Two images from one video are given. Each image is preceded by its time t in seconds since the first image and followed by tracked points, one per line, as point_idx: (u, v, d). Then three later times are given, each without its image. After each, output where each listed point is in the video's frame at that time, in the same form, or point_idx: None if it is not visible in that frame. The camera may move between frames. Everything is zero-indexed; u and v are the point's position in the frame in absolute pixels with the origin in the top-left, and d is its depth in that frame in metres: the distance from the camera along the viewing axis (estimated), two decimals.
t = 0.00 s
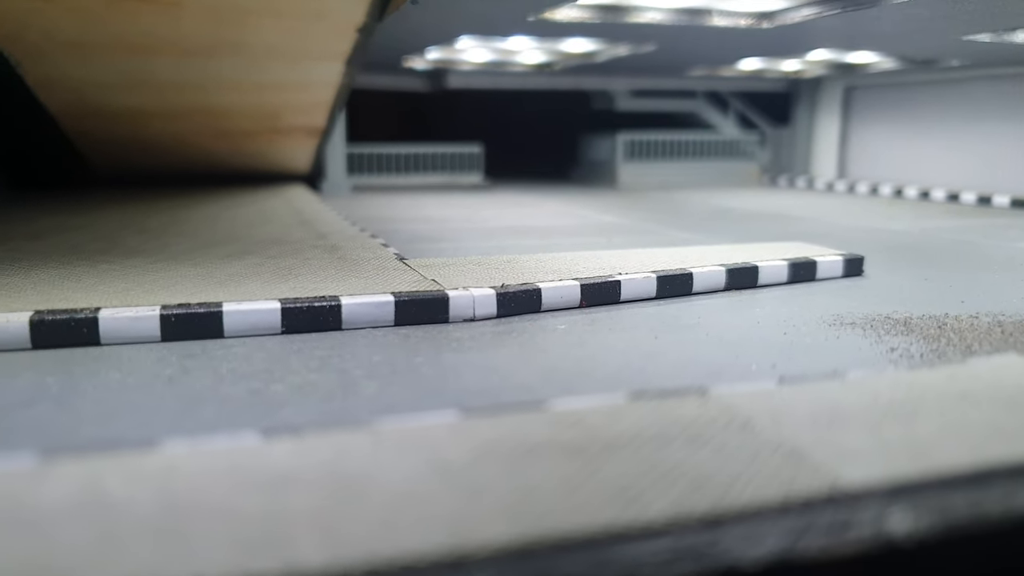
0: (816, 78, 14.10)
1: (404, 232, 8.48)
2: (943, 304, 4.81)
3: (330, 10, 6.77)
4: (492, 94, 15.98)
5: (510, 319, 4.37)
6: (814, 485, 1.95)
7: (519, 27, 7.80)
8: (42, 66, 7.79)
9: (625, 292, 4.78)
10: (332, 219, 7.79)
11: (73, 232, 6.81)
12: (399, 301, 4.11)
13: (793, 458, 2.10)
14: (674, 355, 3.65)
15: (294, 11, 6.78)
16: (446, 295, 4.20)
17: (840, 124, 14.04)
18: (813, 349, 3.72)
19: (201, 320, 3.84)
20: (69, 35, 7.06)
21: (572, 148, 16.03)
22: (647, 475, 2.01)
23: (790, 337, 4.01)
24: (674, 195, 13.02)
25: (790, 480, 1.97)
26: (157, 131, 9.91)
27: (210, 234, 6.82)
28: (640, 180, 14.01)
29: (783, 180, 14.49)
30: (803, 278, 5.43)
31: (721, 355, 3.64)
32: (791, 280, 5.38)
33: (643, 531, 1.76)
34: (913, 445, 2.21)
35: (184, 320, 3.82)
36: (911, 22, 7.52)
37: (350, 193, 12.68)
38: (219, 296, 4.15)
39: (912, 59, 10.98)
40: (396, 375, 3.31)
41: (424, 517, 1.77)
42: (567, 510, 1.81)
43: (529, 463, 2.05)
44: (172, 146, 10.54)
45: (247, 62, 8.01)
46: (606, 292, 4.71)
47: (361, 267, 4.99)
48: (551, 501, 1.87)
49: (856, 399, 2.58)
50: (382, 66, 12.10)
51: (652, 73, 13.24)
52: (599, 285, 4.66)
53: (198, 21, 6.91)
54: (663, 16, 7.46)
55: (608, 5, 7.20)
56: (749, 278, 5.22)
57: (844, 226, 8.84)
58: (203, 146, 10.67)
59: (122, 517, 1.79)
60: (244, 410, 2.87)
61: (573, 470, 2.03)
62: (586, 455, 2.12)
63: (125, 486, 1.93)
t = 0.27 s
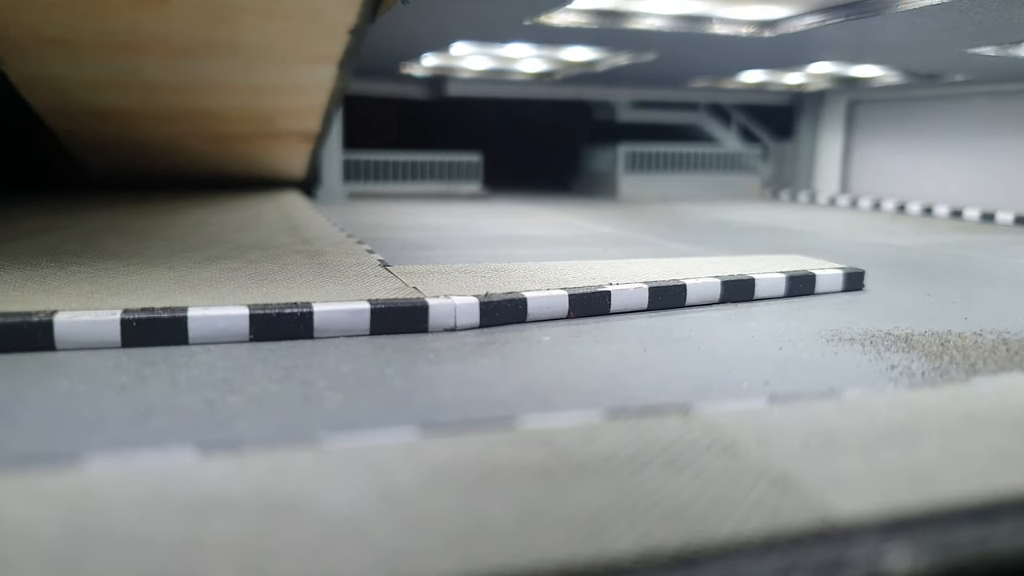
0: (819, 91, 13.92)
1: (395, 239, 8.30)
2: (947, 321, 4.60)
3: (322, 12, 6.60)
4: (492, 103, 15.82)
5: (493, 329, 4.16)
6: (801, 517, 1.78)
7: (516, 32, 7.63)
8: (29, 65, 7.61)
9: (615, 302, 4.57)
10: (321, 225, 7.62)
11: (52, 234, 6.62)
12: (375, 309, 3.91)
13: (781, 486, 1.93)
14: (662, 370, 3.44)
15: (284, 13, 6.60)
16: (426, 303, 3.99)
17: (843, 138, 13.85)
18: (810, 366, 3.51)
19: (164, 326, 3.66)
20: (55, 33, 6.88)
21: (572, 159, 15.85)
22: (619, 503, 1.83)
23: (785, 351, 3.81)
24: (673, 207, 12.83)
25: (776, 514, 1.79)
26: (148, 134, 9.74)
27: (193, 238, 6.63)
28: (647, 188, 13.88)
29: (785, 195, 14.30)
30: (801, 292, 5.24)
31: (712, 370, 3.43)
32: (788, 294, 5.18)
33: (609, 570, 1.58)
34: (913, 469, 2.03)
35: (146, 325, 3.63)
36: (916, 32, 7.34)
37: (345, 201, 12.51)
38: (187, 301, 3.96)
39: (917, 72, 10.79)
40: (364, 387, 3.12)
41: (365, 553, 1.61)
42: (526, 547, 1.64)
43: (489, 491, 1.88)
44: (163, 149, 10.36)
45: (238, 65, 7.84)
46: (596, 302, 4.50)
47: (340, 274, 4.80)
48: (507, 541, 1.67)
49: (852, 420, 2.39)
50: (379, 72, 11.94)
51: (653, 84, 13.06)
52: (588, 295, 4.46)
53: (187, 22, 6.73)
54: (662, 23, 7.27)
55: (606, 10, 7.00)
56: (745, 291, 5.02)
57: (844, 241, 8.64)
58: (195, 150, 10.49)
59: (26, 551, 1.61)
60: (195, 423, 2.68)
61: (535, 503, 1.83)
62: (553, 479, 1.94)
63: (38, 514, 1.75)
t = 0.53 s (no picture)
0: (803, 104, 13.86)
1: (369, 254, 8.17)
2: (922, 338, 4.49)
3: (291, 24, 6.48)
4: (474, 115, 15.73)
5: (455, 350, 4.02)
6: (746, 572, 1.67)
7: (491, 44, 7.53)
8: None
9: (585, 321, 4.44)
10: (293, 241, 7.50)
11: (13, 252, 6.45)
12: (329, 331, 3.78)
13: (729, 531, 1.82)
14: (625, 393, 3.32)
15: (251, 25, 6.48)
16: (384, 325, 3.86)
17: (826, 150, 13.78)
18: (779, 387, 3.39)
19: (108, 351, 3.52)
20: (19, 46, 6.72)
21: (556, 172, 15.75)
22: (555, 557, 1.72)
23: (754, 372, 3.70)
24: (655, 220, 12.73)
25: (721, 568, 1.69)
26: (121, 147, 9.58)
27: (159, 255, 6.48)
28: (630, 202, 13.78)
29: (768, 207, 14.22)
30: (776, 309, 5.13)
31: (676, 393, 3.31)
32: (763, 311, 5.07)
33: None
34: (869, 511, 1.93)
35: (89, 350, 3.49)
36: (893, 44, 7.26)
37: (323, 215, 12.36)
38: (135, 324, 3.82)
39: (898, 85, 10.73)
40: (312, 416, 3.00)
41: None
42: None
43: (419, 545, 1.77)
44: (137, 163, 10.20)
45: (209, 78, 7.71)
46: (564, 321, 4.36)
47: (301, 294, 4.67)
48: None
49: (810, 451, 2.28)
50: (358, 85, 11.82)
51: (635, 97, 12.98)
52: (555, 314, 4.32)
53: (153, 34, 6.59)
54: (638, 35, 7.17)
55: (581, 22, 6.90)
56: (718, 309, 4.91)
57: (824, 254, 8.54)
58: (170, 163, 10.34)
59: None
60: (126, 458, 2.55)
61: (464, 561, 1.71)
62: (488, 529, 1.82)
63: None
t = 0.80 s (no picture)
0: (779, 117, 13.87)
1: (340, 272, 8.07)
2: (888, 358, 4.45)
3: (255, 42, 6.40)
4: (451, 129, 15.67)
5: (413, 375, 3.93)
6: None
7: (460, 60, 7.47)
8: None
9: (548, 343, 4.36)
10: (260, 261, 7.39)
11: None
12: (283, 358, 3.68)
13: None
14: (582, 420, 3.24)
15: (214, 42, 6.38)
16: (339, 351, 3.76)
17: (801, 163, 13.80)
18: (739, 414, 3.33)
19: (52, 381, 3.40)
20: None
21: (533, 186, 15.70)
22: None
23: (716, 397, 3.63)
24: (632, 234, 12.68)
25: None
26: (87, 164, 9.43)
27: (120, 276, 6.36)
28: (604, 218, 13.72)
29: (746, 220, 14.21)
30: (744, 327, 5.08)
31: (634, 420, 3.24)
32: (730, 330, 5.02)
33: None
34: (813, 554, 1.86)
35: (32, 381, 3.37)
36: (863, 59, 7.26)
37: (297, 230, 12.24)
38: (82, 352, 3.70)
39: (871, 98, 10.75)
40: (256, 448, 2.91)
41: None
42: None
43: None
44: (105, 180, 10.06)
45: (175, 95, 7.60)
46: (527, 344, 4.28)
47: (259, 318, 4.57)
48: None
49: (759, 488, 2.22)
50: (331, 99, 11.73)
51: (611, 110, 12.94)
52: (517, 336, 4.24)
53: (115, 52, 6.48)
54: (608, 50, 7.13)
55: (550, 37, 6.85)
56: (685, 328, 4.86)
57: (798, 269, 8.51)
58: (139, 180, 10.21)
59: None
60: (56, 499, 2.45)
61: None
62: None
63: None
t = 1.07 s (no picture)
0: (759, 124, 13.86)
1: (311, 281, 8.01)
2: (848, 368, 4.43)
3: (220, 49, 6.33)
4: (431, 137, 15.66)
5: (366, 385, 3.88)
6: None
7: (429, 67, 7.43)
8: None
9: (506, 353, 4.32)
10: (228, 270, 7.32)
11: None
12: (231, 369, 3.61)
13: None
14: (529, 432, 3.20)
15: (180, 50, 6.32)
16: (288, 361, 3.70)
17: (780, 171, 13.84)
18: (688, 425, 3.29)
19: None
20: None
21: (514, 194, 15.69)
22: None
23: (669, 408, 3.60)
24: (612, 242, 12.67)
25: None
26: (58, 174, 9.33)
27: (83, 285, 6.26)
28: (586, 223, 13.68)
29: (725, 227, 14.23)
30: (707, 336, 5.09)
31: (581, 432, 3.20)
32: (692, 339, 5.03)
33: None
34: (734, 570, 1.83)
35: None
36: (831, 66, 7.26)
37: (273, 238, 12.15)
38: (26, 363, 3.61)
39: (847, 106, 10.77)
40: (192, 458, 2.85)
41: None
42: None
43: None
44: (77, 189, 9.95)
45: (143, 103, 7.52)
46: (484, 354, 4.24)
47: (214, 328, 4.50)
48: None
49: (688, 503, 2.18)
50: (308, 107, 11.68)
51: (590, 118, 12.94)
52: (473, 346, 4.19)
53: (79, 60, 6.40)
54: (577, 59, 7.12)
55: (518, 45, 6.82)
56: (646, 337, 4.85)
57: (771, 276, 8.49)
58: (111, 189, 10.11)
59: None
60: None
61: None
62: None
63: None
